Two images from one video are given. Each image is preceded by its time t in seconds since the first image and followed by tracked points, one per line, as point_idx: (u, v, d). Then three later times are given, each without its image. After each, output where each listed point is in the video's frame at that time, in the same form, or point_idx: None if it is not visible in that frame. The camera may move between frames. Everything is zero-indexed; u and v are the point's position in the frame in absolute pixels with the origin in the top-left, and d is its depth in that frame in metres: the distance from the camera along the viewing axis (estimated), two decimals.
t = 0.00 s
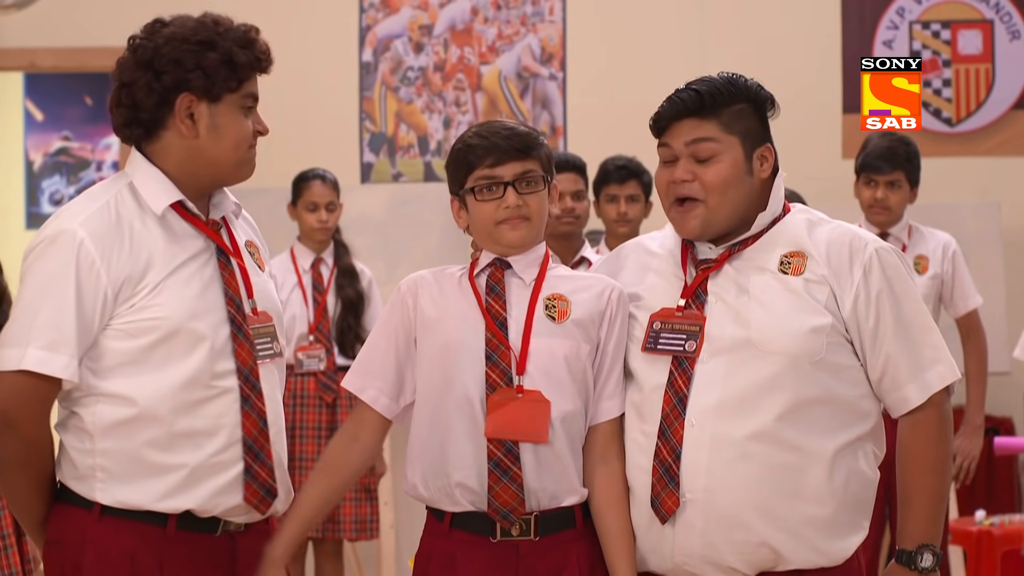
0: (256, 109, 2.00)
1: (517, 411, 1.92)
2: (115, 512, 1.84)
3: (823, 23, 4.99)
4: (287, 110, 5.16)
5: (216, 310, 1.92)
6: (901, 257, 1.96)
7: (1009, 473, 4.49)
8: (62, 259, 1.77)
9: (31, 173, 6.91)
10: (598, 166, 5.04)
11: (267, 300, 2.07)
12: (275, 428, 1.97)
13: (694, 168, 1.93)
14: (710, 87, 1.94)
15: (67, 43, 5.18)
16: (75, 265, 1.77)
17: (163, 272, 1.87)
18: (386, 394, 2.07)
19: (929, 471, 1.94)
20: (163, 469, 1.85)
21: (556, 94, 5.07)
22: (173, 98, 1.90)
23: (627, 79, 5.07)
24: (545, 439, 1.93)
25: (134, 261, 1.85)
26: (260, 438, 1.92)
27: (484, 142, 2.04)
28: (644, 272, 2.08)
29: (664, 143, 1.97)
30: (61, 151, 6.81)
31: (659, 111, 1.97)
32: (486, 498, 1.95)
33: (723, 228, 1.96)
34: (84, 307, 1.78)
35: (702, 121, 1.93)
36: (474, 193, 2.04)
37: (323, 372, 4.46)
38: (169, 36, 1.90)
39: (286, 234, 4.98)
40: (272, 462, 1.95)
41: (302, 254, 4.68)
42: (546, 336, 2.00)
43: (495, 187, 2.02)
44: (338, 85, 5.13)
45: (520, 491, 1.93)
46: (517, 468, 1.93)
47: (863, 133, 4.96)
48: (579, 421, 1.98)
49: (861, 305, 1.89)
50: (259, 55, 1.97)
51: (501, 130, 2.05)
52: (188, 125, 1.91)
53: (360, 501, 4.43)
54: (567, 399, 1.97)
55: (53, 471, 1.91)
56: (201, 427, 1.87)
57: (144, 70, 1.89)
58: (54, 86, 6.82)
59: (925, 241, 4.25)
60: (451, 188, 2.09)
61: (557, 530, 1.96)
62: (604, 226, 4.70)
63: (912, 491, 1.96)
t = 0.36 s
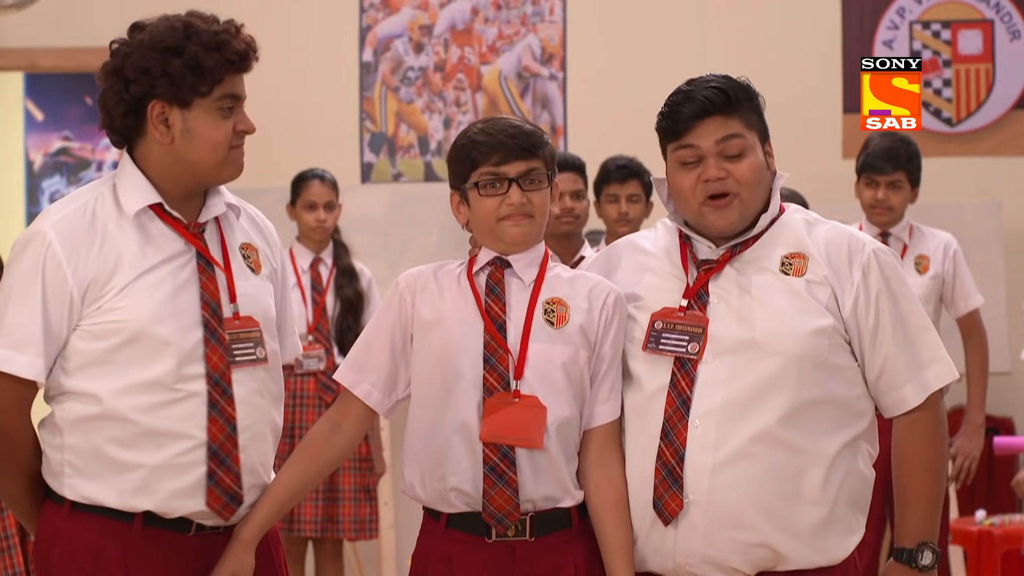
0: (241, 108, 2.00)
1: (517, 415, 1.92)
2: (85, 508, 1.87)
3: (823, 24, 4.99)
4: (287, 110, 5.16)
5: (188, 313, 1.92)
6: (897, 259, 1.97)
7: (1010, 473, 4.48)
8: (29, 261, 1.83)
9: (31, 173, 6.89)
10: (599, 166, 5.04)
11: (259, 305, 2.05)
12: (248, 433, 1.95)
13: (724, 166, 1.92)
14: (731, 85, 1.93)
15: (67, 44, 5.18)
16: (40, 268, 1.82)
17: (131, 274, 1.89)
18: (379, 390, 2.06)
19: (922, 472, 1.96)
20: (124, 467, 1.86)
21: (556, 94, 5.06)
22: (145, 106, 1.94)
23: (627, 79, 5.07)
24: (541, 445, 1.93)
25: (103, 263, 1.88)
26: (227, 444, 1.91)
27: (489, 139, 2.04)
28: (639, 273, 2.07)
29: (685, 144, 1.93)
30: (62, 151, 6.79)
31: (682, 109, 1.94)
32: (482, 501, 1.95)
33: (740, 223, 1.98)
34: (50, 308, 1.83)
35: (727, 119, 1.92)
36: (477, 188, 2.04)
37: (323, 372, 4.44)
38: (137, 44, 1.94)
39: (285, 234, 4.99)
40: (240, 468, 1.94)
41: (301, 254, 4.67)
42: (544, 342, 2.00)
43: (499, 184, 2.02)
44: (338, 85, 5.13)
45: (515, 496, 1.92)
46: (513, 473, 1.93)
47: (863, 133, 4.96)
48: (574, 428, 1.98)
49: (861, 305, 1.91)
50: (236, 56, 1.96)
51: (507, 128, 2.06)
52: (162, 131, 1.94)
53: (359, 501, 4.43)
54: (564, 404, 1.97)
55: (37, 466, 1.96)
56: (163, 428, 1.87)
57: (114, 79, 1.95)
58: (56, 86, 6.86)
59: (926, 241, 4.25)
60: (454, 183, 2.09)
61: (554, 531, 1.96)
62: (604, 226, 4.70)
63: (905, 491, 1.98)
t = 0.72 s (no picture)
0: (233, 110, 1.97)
1: (530, 417, 1.91)
2: (75, 506, 1.88)
3: (827, 24, 4.99)
4: (291, 110, 5.17)
5: (177, 315, 1.91)
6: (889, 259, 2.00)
7: (1016, 474, 4.48)
8: (23, 261, 1.86)
9: (36, 173, 6.88)
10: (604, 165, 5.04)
11: (257, 308, 2.02)
12: (236, 435, 1.92)
13: (732, 162, 1.91)
14: (734, 83, 1.94)
15: (72, 44, 5.18)
16: (31, 270, 1.85)
17: (120, 275, 1.89)
18: (384, 393, 2.04)
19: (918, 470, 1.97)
20: (110, 466, 1.86)
21: (561, 94, 5.07)
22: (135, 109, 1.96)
23: (631, 80, 5.07)
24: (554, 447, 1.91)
25: (92, 263, 1.89)
26: (211, 446, 1.89)
27: (491, 139, 2.02)
28: (637, 272, 2.06)
29: (693, 142, 1.93)
30: (67, 151, 6.76)
31: (687, 108, 1.93)
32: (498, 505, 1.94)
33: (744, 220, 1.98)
34: (40, 308, 1.85)
35: (732, 116, 1.93)
36: (481, 187, 2.02)
37: (327, 372, 4.45)
38: (124, 46, 1.95)
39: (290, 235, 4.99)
40: (225, 471, 1.91)
41: (306, 254, 4.67)
42: (551, 344, 1.98)
43: (503, 183, 2.01)
44: (343, 85, 5.13)
45: (533, 499, 1.92)
46: (529, 475, 1.92)
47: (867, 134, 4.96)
48: (581, 433, 1.98)
49: (860, 305, 1.92)
50: (222, 57, 1.93)
51: (507, 128, 2.03)
52: (152, 133, 1.95)
53: (364, 501, 4.42)
54: (572, 406, 1.96)
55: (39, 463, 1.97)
56: (149, 428, 1.87)
57: (105, 82, 1.97)
58: (61, 87, 6.86)
59: (930, 240, 4.25)
60: (453, 181, 2.07)
61: (565, 530, 1.96)
62: (609, 226, 4.70)
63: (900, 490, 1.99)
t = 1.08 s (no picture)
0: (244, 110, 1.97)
1: (537, 414, 1.90)
2: (90, 507, 1.89)
3: (836, 24, 4.99)
4: (300, 110, 5.17)
5: (190, 316, 1.91)
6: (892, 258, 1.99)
7: None
8: (36, 262, 1.86)
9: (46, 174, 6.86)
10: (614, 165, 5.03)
11: (270, 307, 2.01)
12: (251, 435, 1.92)
13: (739, 170, 1.91)
14: (737, 90, 1.93)
15: (82, 45, 5.19)
16: (44, 271, 1.85)
17: (133, 276, 1.89)
18: (395, 400, 2.05)
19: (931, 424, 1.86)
20: (124, 467, 1.86)
21: (571, 95, 5.06)
22: (146, 111, 1.96)
23: (641, 80, 5.06)
24: (561, 443, 1.91)
25: (106, 264, 1.89)
26: (226, 446, 1.89)
27: (494, 141, 2.03)
28: (638, 272, 2.05)
29: (698, 152, 1.92)
30: (76, 151, 6.76)
31: (691, 117, 1.92)
32: (507, 504, 1.94)
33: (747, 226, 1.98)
34: (53, 310, 1.85)
35: (735, 124, 1.92)
36: (484, 188, 2.03)
37: (337, 372, 4.48)
38: (136, 47, 1.95)
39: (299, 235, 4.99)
40: (240, 471, 1.91)
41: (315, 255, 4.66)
42: (558, 342, 1.98)
43: (505, 184, 2.02)
44: (351, 85, 5.13)
45: (540, 495, 1.92)
46: (536, 472, 1.92)
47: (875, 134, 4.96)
48: (592, 426, 1.98)
49: (864, 301, 1.91)
50: (233, 59, 1.93)
51: (510, 129, 2.04)
52: (164, 134, 1.95)
53: (374, 501, 4.43)
54: (581, 404, 1.96)
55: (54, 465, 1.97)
56: (162, 429, 1.87)
57: (117, 83, 1.98)
58: (70, 87, 6.85)
59: (938, 241, 4.22)
60: (455, 185, 2.08)
61: (573, 532, 1.95)
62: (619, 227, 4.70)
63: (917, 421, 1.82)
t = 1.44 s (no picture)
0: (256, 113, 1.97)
1: (549, 412, 1.90)
2: (103, 510, 1.88)
3: (841, 25, 4.99)
4: (304, 111, 5.17)
5: (205, 317, 1.92)
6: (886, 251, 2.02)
7: None
8: (48, 266, 1.85)
9: (51, 174, 6.85)
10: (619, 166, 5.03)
11: (279, 307, 2.02)
12: (266, 436, 1.93)
13: (750, 170, 1.90)
14: (740, 92, 1.94)
15: (86, 45, 5.19)
16: (58, 274, 1.84)
17: (148, 278, 1.89)
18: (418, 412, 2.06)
19: (909, 358, 1.82)
20: (140, 470, 1.86)
21: (575, 95, 5.06)
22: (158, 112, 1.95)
23: (646, 81, 5.07)
24: (573, 441, 1.91)
25: (120, 267, 1.89)
26: (243, 448, 1.90)
27: (496, 143, 2.03)
28: (638, 273, 2.06)
29: (710, 154, 1.91)
30: (81, 152, 6.76)
31: (701, 119, 1.91)
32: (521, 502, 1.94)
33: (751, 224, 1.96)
34: (67, 313, 1.85)
35: (743, 125, 1.92)
36: (486, 190, 2.02)
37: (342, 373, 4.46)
38: (149, 49, 1.95)
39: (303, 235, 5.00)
40: (258, 472, 1.91)
41: (320, 256, 4.68)
42: (565, 339, 1.99)
43: (507, 185, 2.01)
44: (356, 86, 5.13)
45: (555, 493, 1.92)
46: (551, 470, 1.92)
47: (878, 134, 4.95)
48: (602, 424, 1.98)
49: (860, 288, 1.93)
50: (248, 61, 1.94)
51: (513, 132, 2.05)
52: (176, 136, 1.95)
53: (379, 502, 4.43)
54: (591, 401, 1.96)
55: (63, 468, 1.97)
56: (179, 431, 1.87)
57: (128, 84, 1.97)
58: (74, 87, 6.85)
59: (942, 241, 4.22)
60: (457, 188, 2.08)
61: (588, 531, 1.96)
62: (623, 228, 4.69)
63: (904, 344, 1.81)
